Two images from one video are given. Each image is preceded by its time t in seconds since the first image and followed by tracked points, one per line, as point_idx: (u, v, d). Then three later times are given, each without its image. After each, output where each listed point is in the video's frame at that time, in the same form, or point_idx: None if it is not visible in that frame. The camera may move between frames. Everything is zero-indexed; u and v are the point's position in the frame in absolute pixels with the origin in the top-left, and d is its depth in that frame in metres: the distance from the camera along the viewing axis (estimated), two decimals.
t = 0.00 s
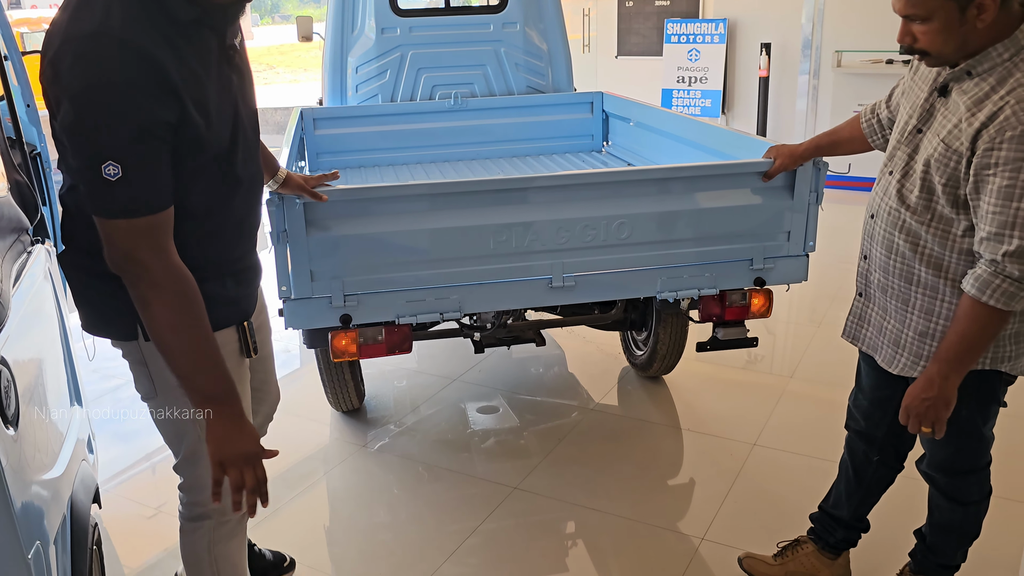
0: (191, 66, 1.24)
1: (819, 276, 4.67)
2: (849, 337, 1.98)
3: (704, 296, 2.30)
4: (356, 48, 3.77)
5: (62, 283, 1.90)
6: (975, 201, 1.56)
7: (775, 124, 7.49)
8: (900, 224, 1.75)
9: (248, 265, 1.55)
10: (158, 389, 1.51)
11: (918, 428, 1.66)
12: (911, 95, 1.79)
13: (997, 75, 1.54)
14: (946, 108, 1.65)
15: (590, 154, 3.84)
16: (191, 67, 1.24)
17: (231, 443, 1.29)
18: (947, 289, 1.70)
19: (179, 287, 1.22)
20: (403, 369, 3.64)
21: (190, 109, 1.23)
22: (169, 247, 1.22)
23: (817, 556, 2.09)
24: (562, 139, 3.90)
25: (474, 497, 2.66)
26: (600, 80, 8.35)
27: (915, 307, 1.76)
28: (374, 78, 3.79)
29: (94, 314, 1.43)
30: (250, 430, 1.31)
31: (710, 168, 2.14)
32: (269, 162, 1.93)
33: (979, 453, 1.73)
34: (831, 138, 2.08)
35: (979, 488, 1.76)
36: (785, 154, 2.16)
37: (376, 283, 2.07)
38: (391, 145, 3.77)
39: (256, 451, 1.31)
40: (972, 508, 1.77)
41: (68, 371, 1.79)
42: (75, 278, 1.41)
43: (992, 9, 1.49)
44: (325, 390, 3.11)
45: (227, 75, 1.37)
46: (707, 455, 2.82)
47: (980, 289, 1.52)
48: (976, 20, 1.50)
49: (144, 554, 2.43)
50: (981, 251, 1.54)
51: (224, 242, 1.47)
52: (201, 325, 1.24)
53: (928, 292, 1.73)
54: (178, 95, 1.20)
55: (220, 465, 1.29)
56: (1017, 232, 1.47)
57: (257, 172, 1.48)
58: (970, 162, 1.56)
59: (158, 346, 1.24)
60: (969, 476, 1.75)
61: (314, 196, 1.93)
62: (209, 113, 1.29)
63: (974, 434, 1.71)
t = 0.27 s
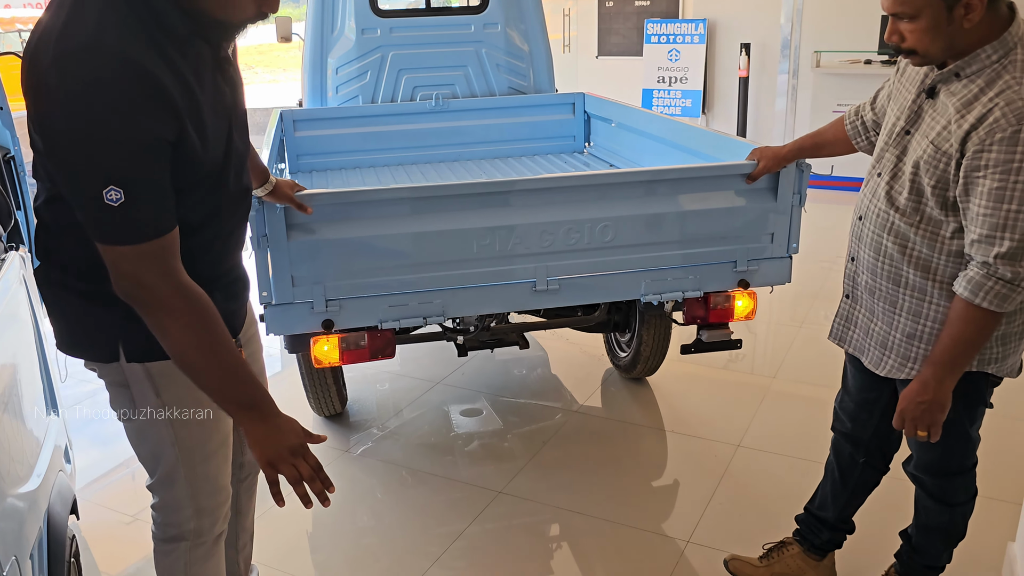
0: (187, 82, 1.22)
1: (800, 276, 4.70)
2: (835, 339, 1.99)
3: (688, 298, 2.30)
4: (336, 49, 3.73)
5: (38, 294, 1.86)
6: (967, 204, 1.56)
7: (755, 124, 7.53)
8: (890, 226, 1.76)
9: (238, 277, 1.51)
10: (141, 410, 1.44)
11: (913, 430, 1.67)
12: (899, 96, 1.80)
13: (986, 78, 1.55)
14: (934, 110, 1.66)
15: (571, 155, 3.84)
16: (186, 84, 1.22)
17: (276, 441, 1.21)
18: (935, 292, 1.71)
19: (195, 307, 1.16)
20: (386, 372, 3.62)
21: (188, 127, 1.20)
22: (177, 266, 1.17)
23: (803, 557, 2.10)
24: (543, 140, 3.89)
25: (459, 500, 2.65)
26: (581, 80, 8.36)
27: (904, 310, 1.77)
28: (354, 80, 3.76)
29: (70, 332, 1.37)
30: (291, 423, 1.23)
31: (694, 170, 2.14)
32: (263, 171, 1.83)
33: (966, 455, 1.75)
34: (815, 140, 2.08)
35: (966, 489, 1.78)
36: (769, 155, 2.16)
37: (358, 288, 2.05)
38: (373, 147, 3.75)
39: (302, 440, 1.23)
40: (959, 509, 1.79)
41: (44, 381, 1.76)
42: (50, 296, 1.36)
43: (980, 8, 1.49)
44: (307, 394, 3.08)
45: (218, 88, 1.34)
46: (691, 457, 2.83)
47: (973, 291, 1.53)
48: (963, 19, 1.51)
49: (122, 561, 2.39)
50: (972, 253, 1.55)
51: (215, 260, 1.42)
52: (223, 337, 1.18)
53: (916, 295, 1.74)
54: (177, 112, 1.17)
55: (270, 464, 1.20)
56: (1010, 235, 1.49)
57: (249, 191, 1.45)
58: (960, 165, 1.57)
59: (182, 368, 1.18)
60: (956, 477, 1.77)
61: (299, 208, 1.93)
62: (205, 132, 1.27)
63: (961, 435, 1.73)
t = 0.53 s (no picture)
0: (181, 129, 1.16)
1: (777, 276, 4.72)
2: (815, 341, 2.00)
3: (668, 301, 2.30)
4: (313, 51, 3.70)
5: None
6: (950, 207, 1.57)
7: (732, 125, 7.57)
8: (870, 228, 1.76)
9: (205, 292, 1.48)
10: (97, 429, 1.41)
11: (897, 432, 1.68)
12: (878, 98, 1.81)
13: (966, 79, 1.56)
14: (914, 112, 1.66)
15: (550, 158, 3.83)
16: (180, 129, 1.15)
17: (238, 490, 1.14)
18: (916, 293, 1.71)
19: (167, 354, 1.12)
20: (364, 377, 3.59)
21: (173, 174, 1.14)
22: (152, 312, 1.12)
23: (783, 558, 2.11)
24: (522, 142, 3.88)
25: (440, 506, 2.63)
26: (559, 80, 8.35)
27: (884, 311, 1.78)
28: (331, 82, 3.73)
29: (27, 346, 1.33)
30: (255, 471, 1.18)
31: (673, 173, 2.14)
32: (242, 173, 1.81)
33: (945, 456, 1.76)
34: (792, 143, 2.09)
35: (946, 490, 1.79)
36: (747, 157, 2.17)
37: (336, 294, 2.02)
38: (350, 149, 3.72)
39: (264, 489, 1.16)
40: (940, 511, 1.80)
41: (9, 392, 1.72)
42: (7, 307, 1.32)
43: (959, 8, 1.50)
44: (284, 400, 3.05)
45: (209, 123, 1.28)
46: (671, 459, 2.83)
47: (956, 292, 1.54)
48: (942, 19, 1.52)
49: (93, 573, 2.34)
50: (954, 253, 1.56)
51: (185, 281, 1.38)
52: (192, 384, 1.14)
53: (897, 296, 1.75)
54: (165, 160, 1.11)
55: (232, 512, 1.14)
56: (993, 235, 1.50)
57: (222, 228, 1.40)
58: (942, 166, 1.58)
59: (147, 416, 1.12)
60: (936, 478, 1.78)
61: (275, 213, 1.91)
62: (188, 177, 1.21)
63: (941, 436, 1.74)
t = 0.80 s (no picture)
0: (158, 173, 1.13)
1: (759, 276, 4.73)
2: (796, 343, 1.99)
3: (648, 305, 2.29)
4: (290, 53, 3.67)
5: None
6: (930, 209, 1.57)
7: (714, 126, 7.59)
8: (851, 230, 1.76)
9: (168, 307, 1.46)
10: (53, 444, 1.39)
11: (876, 434, 1.68)
12: (858, 100, 1.81)
13: (945, 81, 1.56)
14: (894, 114, 1.66)
15: (531, 160, 3.82)
16: (156, 172, 1.12)
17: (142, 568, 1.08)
18: (895, 295, 1.71)
19: (107, 402, 1.06)
20: (345, 382, 3.56)
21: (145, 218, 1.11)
22: (105, 356, 1.06)
23: (763, 561, 2.10)
24: (503, 145, 3.86)
25: (419, 512, 2.61)
26: (541, 83, 8.34)
27: (864, 313, 1.78)
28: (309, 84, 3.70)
29: None
30: (168, 547, 1.13)
31: (652, 177, 2.13)
32: (221, 178, 1.78)
33: (925, 459, 1.76)
34: (771, 145, 2.09)
35: (926, 492, 1.79)
36: (727, 160, 2.16)
37: (312, 300, 2.00)
38: (329, 152, 3.69)
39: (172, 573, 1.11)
40: (920, 513, 1.80)
41: None
42: None
43: (936, 8, 1.50)
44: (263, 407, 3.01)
45: (189, 168, 1.25)
46: (652, 462, 2.82)
47: (935, 293, 1.54)
48: (919, 20, 1.51)
49: None
50: (933, 255, 1.56)
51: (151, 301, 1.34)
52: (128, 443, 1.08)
53: (877, 298, 1.75)
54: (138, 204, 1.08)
55: None
56: (972, 237, 1.50)
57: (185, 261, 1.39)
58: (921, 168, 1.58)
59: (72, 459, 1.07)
60: (917, 481, 1.78)
61: (251, 220, 1.88)
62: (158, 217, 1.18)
63: (920, 439, 1.74)
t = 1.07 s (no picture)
0: (115, 148, 1.08)
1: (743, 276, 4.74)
2: (778, 345, 1.99)
3: (630, 307, 2.28)
4: (271, 55, 3.63)
5: None
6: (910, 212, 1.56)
7: (698, 126, 7.61)
8: (832, 233, 1.76)
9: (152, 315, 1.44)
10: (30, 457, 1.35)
11: (858, 437, 1.68)
12: (838, 102, 1.80)
13: (925, 84, 1.55)
14: (874, 116, 1.66)
15: (514, 161, 3.81)
16: (110, 151, 1.07)
17: (108, 568, 1.10)
18: (876, 297, 1.71)
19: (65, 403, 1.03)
20: (328, 386, 3.53)
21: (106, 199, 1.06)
22: (56, 351, 1.02)
23: (746, 563, 2.10)
24: (486, 146, 3.85)
25: (402, 517, 2.59)
26: (526, 83, 8.33)
27: (845, 316, 1.77)
28: (290, 86, 3.67)
29: None
30: (131, 547, 1.13)
31: (634, 179, 2.12)
32: (196, 180, 1.77)
33: (906, 460, 1.76)
34: (752, 147, 2.08)
35: (907, 495, 1.79)
36: (708, 162, 2.16)
37: (290, 305, 1.97)
38: (311, 155, 3.67)
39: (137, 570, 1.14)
40: (900, 515, 1.80)
41: None
42: None
43: (914, 13, 1.50)
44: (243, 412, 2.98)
45: (156, 146, 1.23)
46: (637, 465, 2.81)
47: (916, 297, 1.53)
48: (898, 25, 1.52)
49: None
50: (914, 258, 1.55)
51: (128, 312, 1.31)
52: (85, 440, 1.06)
53: (858, 300, 1.74)
54: (97, 186, 1.03)
55: None
56: (952, 241, 1.49)
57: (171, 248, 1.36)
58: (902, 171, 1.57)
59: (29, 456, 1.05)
60: (897, 483, 1.78)
61: (227, 225, 1.85)
62: (122, 198, 1.13)
63: (902, 441, 1.74)
